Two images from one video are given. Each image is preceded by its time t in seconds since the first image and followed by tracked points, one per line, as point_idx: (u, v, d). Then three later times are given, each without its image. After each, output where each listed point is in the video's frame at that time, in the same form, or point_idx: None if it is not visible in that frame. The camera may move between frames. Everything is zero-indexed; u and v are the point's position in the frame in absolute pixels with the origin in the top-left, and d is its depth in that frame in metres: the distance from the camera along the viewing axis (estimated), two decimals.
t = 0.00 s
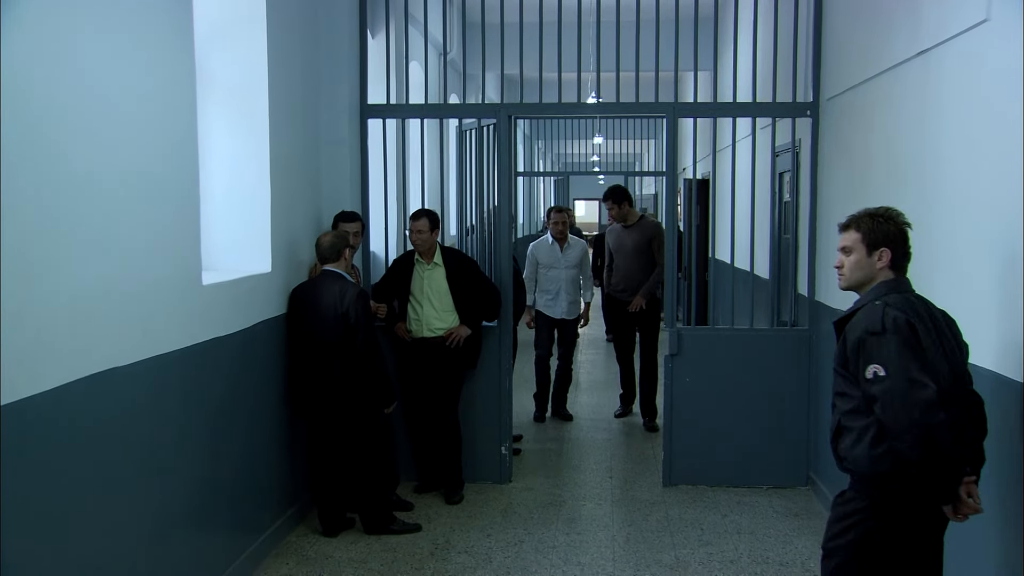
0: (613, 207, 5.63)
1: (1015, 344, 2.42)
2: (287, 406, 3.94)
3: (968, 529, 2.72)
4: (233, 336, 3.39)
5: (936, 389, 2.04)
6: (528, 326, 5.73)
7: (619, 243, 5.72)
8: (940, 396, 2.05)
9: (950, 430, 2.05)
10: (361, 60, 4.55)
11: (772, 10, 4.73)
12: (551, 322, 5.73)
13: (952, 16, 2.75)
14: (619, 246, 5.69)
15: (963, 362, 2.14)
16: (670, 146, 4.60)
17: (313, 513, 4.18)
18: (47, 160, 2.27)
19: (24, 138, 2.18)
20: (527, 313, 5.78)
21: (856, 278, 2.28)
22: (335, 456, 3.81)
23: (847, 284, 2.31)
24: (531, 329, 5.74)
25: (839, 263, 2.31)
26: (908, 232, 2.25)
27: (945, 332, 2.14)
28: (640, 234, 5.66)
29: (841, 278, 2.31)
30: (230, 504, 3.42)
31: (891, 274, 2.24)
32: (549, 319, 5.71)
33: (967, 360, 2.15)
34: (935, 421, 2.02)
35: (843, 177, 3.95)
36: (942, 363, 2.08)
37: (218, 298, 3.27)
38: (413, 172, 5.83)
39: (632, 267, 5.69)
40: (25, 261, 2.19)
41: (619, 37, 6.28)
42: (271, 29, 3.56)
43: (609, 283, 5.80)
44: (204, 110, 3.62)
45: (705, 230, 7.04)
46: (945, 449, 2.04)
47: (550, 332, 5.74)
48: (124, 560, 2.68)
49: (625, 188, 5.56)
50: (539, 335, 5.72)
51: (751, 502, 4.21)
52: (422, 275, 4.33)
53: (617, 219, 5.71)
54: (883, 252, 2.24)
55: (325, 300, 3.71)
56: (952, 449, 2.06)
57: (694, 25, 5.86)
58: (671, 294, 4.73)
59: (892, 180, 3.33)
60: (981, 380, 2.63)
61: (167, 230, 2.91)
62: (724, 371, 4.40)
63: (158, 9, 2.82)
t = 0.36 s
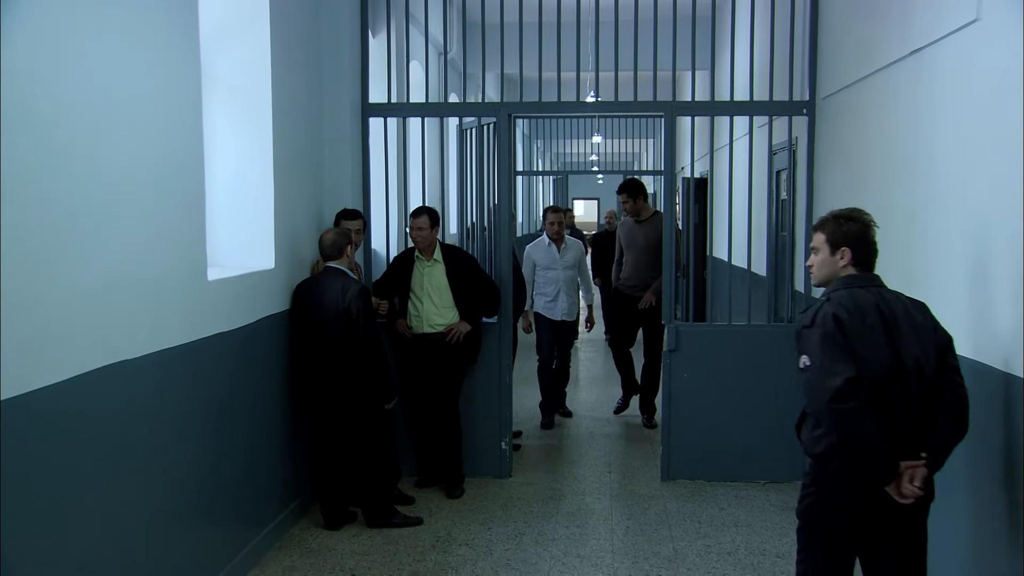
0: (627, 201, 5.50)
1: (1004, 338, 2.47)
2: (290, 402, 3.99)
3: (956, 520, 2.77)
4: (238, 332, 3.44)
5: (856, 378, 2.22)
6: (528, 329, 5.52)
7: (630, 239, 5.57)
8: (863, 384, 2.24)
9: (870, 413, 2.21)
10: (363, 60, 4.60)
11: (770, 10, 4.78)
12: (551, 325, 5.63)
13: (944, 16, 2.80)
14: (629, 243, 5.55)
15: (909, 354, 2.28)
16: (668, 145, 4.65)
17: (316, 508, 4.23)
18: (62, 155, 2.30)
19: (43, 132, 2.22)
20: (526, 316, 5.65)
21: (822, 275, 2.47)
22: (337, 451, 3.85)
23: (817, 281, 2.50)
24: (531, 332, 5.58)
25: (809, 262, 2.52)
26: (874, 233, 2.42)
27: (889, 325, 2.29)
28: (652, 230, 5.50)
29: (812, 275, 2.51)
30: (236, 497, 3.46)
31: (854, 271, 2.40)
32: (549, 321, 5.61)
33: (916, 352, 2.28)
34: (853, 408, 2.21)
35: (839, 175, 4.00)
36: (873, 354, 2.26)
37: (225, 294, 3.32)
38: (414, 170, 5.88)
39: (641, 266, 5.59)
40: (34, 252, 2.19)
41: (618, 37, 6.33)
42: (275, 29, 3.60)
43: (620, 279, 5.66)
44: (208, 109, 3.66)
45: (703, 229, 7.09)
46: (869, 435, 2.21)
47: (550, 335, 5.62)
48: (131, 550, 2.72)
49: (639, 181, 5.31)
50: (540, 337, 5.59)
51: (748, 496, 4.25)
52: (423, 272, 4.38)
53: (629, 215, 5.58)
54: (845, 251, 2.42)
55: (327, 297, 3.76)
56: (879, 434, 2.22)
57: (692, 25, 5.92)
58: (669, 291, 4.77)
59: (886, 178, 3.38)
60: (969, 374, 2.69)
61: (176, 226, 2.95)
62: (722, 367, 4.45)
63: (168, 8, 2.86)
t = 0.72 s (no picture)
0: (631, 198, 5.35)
1: (987, 330, 2.52)
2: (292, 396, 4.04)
3: (943, 508, 2.83)
4: (241, 326, 3.49)
5: (774, 357, 2.48)
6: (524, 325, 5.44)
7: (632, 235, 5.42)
8: (786, 363, 2.49)
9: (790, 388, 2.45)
10: (363, 58, 4.64)
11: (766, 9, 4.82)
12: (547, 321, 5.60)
13: (935, 14, 2.85)
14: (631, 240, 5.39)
15: (837, 334, 2.47)
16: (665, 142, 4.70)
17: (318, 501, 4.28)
18: (72, 152, 2.33)
19: (53, 130, 2.25)
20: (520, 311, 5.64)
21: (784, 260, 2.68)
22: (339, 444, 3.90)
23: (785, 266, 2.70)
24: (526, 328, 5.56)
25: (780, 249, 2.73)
26: (827, 219, 2.58)
27: (821, 307, 2.49)
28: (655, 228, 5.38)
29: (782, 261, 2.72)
30: (241, 490, 3.51)
31: (805, 256, 2.59)
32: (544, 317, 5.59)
33: (845, 332, 2.47)
34: (770, 384, 2.46)
35: (834, 171, 4.05)
36: (798, 334, 2.48)
37: (228, 289, 3.36)
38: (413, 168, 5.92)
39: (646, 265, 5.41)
40: (44, 248, 2.23)
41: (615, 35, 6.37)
42: (276, 28, 3.65)
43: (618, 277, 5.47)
44: (211, 107, 3.70)
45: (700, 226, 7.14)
46: (788, 409, 2.44)
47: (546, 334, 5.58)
48: (140, 541, 2.76)
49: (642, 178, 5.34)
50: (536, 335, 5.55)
51: (745, 489, 4.31)
52: (422, 268, 4.43)
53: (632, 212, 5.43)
54: (795, 238, 2.62)
55: (329, 292, 3.80)
56: (800, 409, 2.44)
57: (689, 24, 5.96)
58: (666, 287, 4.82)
59: (879, 174, 3.43)
60: (956, 366, 2.74)
61: (181, 222, 2.99)
62: (719, 362, 4.50)
63: (172, 7, 2.90)
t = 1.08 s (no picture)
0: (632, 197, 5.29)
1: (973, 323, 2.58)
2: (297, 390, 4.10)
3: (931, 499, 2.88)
4: (248, 320, 3.54)
5: (754, 341, 2.58)
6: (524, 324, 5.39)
7: (632, 236, 5.37)
8: (765, 347, 2.59)
9: (768, 370, 2.55)
10: (366, 56, 4.69)
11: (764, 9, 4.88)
12: (548, 321, 5.53)
13: (928, 13, 2.90)
14: (632, 240, 5.36)
15: (815, 321, 2.57)
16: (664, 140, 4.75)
17: (322, 494, 4.33)
18: (85, 148, 2.39)
19: (66, 124, 2.31)
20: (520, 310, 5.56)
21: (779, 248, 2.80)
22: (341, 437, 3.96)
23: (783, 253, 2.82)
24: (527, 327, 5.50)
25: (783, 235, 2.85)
26: (810, 213, 2.66)
27: (801, 296, 2.59)
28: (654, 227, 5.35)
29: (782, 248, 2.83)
30: (246, 481, 3.56)
31: (790, 250, 2.68)
32: (545, 316, 5.52)
33: (822, 320, 2.57)
34: (750, 365, 2.56)
35: (830, 168, 4.10)
36: (777, 320, 2.59)
37: (235, 283, 3.42)
38: (415, 165, 5.98)
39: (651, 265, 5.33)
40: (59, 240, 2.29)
41: (614, 34, 6.42)
42: (281, 27, 3.70)
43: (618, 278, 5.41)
44: (217, 104, 3.76)
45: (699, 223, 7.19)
46: (766, 389, 2.54)
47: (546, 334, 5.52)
48: (149, 531, 2.81)
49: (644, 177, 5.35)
50: (535, 336, 5.50)
51: (743, 482, 4.36)
52: (423, 264, 4.46)
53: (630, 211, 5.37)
54: (782, 232, 2.72)
55: (332, 287, 3.85)
56: (777, 390, 2.54)
57: (688, 22, 6.01)
58: (666, 283, 4.87)
59: (874, 172, 3.49)
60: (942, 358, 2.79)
61: (188, 217, 3.04)
62: (717, 358, 4.55)
63: (181, 6, 2.95)
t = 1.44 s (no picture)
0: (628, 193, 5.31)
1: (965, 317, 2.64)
2: (302, 385, 4.15)
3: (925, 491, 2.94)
4: (254, 317, 3.60)
5: (779, 326, 2.71)
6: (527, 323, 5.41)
7: (627, 232, 5.40)
8: (788, 332, 2.73)
9: (790, 355, 2.69)
10: (369, 56, 4.75)
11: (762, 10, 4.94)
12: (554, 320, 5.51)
13: (922, 15, 2.96)
14: (626, 236, 5.39)
15: (833, 312, 2.73)
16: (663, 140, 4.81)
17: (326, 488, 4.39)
18: (97, 147, 2.44)
19: (81, 120, 2.36)
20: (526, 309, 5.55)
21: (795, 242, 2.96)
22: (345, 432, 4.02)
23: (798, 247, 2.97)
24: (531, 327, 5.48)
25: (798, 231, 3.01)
26: (825, 208, 2.83)
27: (822, 287, 2.74)
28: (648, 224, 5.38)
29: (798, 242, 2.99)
30: (253, 474, 3.62)
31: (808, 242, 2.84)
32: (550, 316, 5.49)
33: (840, 311, 2.72)
34: (775, 349, 2.69)
35: (827, 167, 4.16)
36: (800, 308, 2.73)
37: (242, 280, 3.47)
38: (417, 165, 6.04)
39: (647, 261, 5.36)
40: (75, 235, 2.35)
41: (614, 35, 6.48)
42: (286, 28, 3.76)
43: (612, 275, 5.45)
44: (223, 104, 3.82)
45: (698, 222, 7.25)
46: (787, 371, 2.67)
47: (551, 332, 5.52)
48: (159, 521, 2.86)
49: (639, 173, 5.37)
50: (540, 334, 5.50)
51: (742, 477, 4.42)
52: (426, 261, 4.50)
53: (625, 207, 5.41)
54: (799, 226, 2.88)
55: (336, 284, 3.90)
56: (798, 373, 2.68)
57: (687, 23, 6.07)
58: (665, 281, 4.92)
59: (869, 171, 3.55)
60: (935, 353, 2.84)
61: (197, 214, 3.10)
62: (716, 354, 4.61)
63: (189, 8, 3.01)
